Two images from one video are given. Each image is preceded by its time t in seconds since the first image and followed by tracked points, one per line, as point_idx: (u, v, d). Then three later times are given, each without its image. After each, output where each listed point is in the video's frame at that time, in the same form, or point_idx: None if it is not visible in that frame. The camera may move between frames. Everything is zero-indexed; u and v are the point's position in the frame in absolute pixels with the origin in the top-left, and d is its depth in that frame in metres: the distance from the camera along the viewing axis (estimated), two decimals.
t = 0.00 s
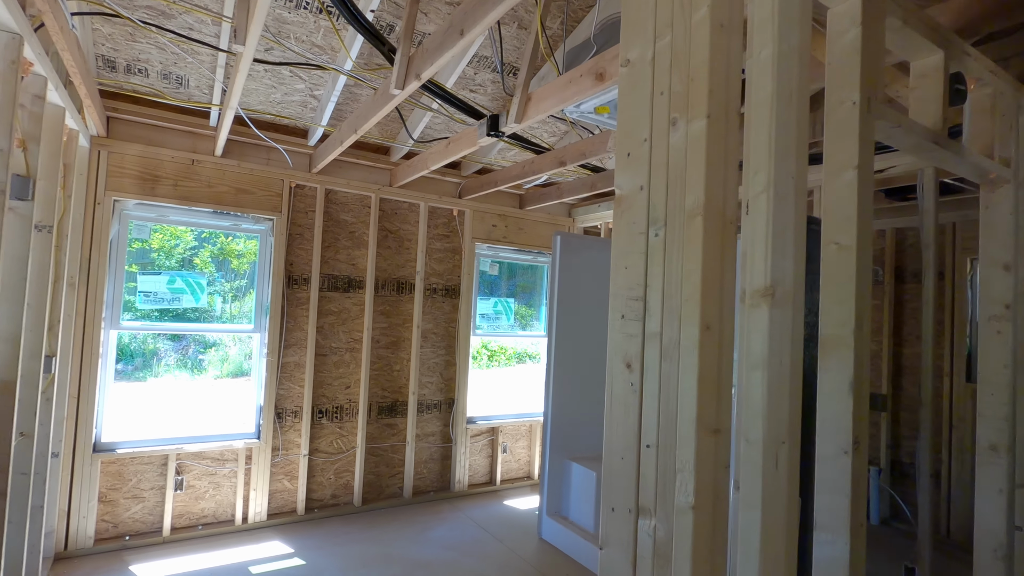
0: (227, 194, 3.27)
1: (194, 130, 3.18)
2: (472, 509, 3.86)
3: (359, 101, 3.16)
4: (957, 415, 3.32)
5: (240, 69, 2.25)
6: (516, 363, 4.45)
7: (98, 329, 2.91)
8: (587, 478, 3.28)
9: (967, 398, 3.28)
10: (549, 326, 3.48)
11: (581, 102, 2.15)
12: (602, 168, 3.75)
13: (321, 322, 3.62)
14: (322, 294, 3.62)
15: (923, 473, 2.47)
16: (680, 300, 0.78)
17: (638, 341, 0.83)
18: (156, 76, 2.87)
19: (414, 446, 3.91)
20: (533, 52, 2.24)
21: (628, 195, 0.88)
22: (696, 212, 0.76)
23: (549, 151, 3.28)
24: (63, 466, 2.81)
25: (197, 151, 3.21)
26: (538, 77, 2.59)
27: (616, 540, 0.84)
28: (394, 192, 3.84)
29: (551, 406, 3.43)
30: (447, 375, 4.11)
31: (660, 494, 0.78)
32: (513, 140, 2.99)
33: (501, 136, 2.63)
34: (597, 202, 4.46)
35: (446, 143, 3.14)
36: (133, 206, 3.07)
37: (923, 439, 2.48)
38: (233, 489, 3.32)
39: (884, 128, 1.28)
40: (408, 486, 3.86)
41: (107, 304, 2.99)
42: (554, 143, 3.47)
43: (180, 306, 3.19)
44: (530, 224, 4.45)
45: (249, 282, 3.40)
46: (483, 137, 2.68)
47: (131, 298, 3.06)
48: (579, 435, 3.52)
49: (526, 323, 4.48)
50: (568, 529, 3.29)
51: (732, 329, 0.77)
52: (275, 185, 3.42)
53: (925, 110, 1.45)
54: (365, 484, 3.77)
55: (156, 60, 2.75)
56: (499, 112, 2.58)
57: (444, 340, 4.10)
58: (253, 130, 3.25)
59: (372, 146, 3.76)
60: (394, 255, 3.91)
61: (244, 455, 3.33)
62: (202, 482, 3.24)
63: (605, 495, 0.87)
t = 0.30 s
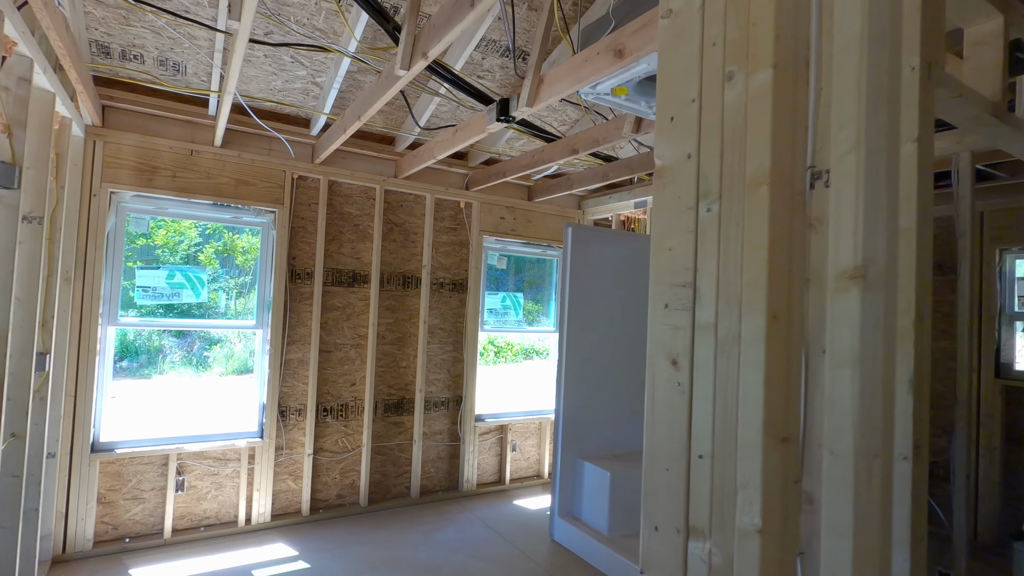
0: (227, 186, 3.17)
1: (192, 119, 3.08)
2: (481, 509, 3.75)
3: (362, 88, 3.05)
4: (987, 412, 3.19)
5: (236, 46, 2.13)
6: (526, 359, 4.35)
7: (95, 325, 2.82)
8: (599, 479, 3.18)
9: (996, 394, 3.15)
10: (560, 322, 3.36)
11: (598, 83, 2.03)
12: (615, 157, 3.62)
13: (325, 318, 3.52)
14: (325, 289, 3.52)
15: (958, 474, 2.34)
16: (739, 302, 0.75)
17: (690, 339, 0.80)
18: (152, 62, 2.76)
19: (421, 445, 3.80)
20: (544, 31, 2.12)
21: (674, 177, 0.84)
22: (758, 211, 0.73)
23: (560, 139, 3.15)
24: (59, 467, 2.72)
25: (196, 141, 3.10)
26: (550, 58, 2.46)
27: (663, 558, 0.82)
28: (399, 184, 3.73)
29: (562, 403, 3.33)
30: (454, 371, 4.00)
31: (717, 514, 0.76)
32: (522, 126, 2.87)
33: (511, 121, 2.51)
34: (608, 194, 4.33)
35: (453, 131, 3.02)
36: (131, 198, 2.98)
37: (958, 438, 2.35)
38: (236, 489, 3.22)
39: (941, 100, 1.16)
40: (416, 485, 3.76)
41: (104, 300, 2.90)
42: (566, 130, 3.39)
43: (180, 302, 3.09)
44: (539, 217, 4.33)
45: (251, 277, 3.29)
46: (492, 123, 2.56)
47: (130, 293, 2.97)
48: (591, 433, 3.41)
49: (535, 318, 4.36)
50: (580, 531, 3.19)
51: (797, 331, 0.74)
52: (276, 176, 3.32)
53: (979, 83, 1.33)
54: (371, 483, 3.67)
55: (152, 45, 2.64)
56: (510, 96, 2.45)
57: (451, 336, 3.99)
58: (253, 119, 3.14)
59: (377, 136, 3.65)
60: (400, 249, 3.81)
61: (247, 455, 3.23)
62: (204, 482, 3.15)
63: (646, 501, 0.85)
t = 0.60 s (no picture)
0: (232, 180, 3.05)
1: (196, 111, 2.96)
2: (495, 513, 3.63)
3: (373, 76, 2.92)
4: None
5: (241, 29, 2.00)
6: (539, 357, 4.23)
7: (96, 325, 2.71)
8: (619, 483, 3.05)
9: None
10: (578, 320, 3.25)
11: (627, 65, 1.89)
12: (634, 149, 3.48)
13: (334, 316, 3.40)
14: (334, 287, 3.40)
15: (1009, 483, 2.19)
16: (868, 351, 0.78)
17: (799, 370, 0.86)
18: (154, 50, 2.63)
19: (433, 447, 3.69)
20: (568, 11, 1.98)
21: (784, 207, 0.88)
22: (892, 268, 0.76)
23: (579, 129, 3.01)
24: (60, 472, 2.62)
25: (200, 133, 2.99)
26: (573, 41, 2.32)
27: None
28: (410, 177, 3.60)
29: (581, 404, 3.22)
30: (467, 371, 3.88)
31: (838, 562, 0.80)
32: (541, 114, 2.73)
33: (530, 110, 2.36)
34: (623, 188, 4.19)
35: (467, 121, 2.89)
36: (132, 192, 2.86)
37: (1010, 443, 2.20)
38: (243, 494, 3.12)
39: None
40: (427, 489, 3.65)
41: (105, 298, 2.79)
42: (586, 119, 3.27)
43: (183, 301, 2.98)
44: (553, 212, 4.19)
45: (257, 275, 3.18)
46: (510, 111, 2.42)
47: (132, 291, 2.86)
48: (609, 435, 3.29)
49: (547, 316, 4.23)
50: (601, 538, 3.05)
51: (935, 380, 0.76)
52: (283, 170, 3.19)
53: None
54: (382, 487, 3.56)
55: (153, 32, 2.51)
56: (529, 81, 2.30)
57: (463, 335, 3.87)
58: (259, 110, 3.01)
59: (387, 128, 3.52)
60: (410, 245, 3.68)
61: (254, 459, 3.12)
62: (210, 487, 3.04)
63: (739, 518, 0.93)
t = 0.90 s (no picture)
0: (240, 175, 2.96)
1: (202, 103, 2.87)
2: (510, 517, 3.54)
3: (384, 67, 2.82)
4: None
5: (248, 17, 1.91)
6: (549, 355, 4.11)
7: (101, 325, 2.63)
8: (640, 486, 2.95)
9: None
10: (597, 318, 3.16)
11: (656, 49, 1.78)
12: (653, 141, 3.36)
13: (344, 315, 3.31)
14: (345, 285, 3.31)
15: None
16: None
17: (934, 384, 0.67)
18: (159, 41, 2.55)
19: (446, 449, 3.60)
20: None
21: (911, 183, 0.70)
22: None
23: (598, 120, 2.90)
24: (64, 476, 2.54)
25: (206, 127, 2.90)
26: (596, 26, 2.20)
27: None
28: (421, 172, 3.50)
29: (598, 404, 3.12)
30: (480, 371, 3.79)
31: None
32: (559, 105, 2.62)
33: (551, 99, 2.25)
34: (640, 182, 4.08)
35: (482, 112, 2.79)
36: (137, 188, 2.77)
37: None
38: (253, 498, 3.04)
39: None
40: (440, 492, 3.56)
41: (111, 297, 2.71)
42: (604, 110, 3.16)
43: (190, 299, 2.89)
44: (567, 207, 4.08)
45: (266, 273, 3.09)
46: (528, 101, 2.31)
47: (138, 290, 2.78)
48: (630, 437, 3.19)
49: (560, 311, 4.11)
50: (621, 543, 2.95)
51: None
52: (292, 164, 3.10)
53: None
54: (394, 490, 3.47)
55: (157, 21, 2.42)
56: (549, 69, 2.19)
57: (476, 334, 3.77)
58: (268, 103, 2.93)
59: (397, 121, 3.42)
60: (422, 242, 3.58)
61: (264, 461, 3.04)
62: (219, 491, 2.96)
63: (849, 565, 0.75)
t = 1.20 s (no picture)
0: (249, 170, 2.90)
1: (209, 97, 2.80)
2: (523, 519, 3.47)
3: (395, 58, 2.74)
4: None
5: (256, 9, 1.84)
6: (559, 353, 4.01)
7: (109, 324, 2.58)
8: (659, 489, 2.87)
9: None
10: (613, 316, 3.08)
11: (683, 34, 1.69)
12: (671, 133, 3.26)
13: (355, 313, 3.25)
14: (355, 282, 3.25)
15: None
16: None
17: None
18: (165, 32, 2.47)
19: (458, 449, 3.53)
20: None
21: None
22: None
23: (615, 112, 2.81)
24: (72, 478, 2.49)
25: (214, 121, 2.84)
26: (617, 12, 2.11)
27: None
28: (433, 167, 3.42)
29: (615, 404, 3.03)
30: (492, 370, 3.72)
31: None
32: (576, 95, 2.53)
33: (569, 89, 2.17)
34: (655, 176, 3.98)
35: (496, 104, 2.70)
36: (145, 184, 2.73)
37: None
38: (263, 499, 2.98)
39: None
40: (453, 493, 3.49)
41: (118, 296, 2.66)
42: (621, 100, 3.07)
43: (199, 298, 2.84)
44: (581, 202, 3.99)
45: (275, 271, 3.04)
46: (546, 91, 2.23)
47: (145, 288, 2.73)
48: (647, 438, 3.11)
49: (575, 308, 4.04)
50: (639, 548, 2.86)
51: None
52: (301, 159, 3.04)
53: None
54: (406, 491, 3.41)
55: (164, 12, 2.34)
56: (568, 57, 2.10)
57: (489, 332, 3.70)
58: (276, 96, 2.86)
59: (408, 115, 3.35)
60: (433, 238, 3.51)
61: (274, 462, 2.98)
62: (229, 492, 2.91)
63: None
